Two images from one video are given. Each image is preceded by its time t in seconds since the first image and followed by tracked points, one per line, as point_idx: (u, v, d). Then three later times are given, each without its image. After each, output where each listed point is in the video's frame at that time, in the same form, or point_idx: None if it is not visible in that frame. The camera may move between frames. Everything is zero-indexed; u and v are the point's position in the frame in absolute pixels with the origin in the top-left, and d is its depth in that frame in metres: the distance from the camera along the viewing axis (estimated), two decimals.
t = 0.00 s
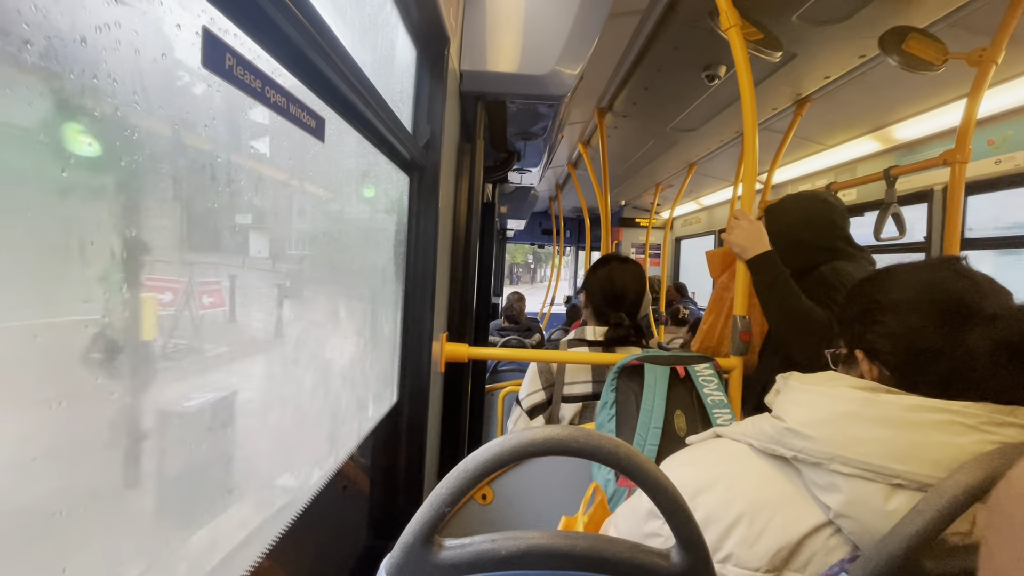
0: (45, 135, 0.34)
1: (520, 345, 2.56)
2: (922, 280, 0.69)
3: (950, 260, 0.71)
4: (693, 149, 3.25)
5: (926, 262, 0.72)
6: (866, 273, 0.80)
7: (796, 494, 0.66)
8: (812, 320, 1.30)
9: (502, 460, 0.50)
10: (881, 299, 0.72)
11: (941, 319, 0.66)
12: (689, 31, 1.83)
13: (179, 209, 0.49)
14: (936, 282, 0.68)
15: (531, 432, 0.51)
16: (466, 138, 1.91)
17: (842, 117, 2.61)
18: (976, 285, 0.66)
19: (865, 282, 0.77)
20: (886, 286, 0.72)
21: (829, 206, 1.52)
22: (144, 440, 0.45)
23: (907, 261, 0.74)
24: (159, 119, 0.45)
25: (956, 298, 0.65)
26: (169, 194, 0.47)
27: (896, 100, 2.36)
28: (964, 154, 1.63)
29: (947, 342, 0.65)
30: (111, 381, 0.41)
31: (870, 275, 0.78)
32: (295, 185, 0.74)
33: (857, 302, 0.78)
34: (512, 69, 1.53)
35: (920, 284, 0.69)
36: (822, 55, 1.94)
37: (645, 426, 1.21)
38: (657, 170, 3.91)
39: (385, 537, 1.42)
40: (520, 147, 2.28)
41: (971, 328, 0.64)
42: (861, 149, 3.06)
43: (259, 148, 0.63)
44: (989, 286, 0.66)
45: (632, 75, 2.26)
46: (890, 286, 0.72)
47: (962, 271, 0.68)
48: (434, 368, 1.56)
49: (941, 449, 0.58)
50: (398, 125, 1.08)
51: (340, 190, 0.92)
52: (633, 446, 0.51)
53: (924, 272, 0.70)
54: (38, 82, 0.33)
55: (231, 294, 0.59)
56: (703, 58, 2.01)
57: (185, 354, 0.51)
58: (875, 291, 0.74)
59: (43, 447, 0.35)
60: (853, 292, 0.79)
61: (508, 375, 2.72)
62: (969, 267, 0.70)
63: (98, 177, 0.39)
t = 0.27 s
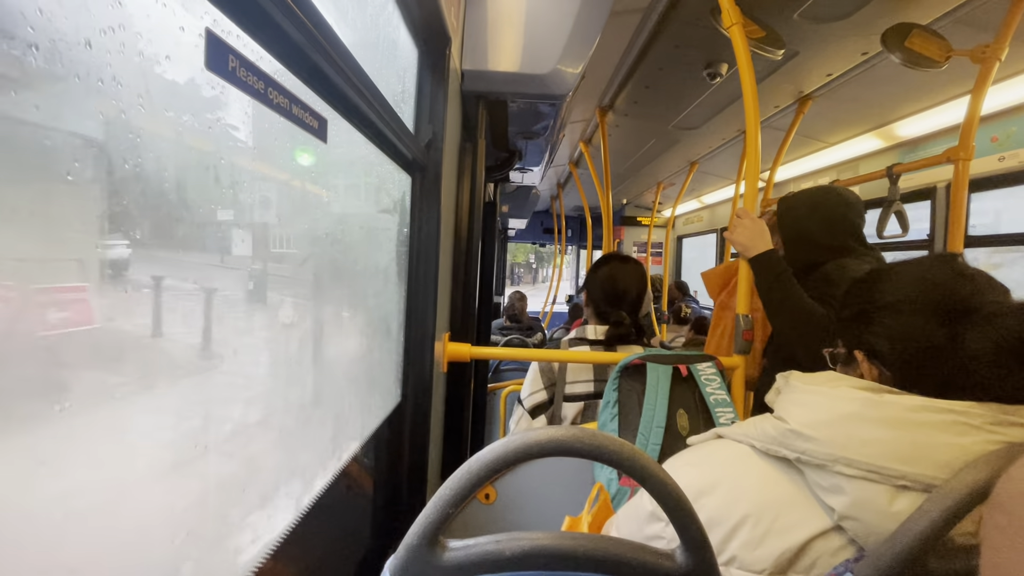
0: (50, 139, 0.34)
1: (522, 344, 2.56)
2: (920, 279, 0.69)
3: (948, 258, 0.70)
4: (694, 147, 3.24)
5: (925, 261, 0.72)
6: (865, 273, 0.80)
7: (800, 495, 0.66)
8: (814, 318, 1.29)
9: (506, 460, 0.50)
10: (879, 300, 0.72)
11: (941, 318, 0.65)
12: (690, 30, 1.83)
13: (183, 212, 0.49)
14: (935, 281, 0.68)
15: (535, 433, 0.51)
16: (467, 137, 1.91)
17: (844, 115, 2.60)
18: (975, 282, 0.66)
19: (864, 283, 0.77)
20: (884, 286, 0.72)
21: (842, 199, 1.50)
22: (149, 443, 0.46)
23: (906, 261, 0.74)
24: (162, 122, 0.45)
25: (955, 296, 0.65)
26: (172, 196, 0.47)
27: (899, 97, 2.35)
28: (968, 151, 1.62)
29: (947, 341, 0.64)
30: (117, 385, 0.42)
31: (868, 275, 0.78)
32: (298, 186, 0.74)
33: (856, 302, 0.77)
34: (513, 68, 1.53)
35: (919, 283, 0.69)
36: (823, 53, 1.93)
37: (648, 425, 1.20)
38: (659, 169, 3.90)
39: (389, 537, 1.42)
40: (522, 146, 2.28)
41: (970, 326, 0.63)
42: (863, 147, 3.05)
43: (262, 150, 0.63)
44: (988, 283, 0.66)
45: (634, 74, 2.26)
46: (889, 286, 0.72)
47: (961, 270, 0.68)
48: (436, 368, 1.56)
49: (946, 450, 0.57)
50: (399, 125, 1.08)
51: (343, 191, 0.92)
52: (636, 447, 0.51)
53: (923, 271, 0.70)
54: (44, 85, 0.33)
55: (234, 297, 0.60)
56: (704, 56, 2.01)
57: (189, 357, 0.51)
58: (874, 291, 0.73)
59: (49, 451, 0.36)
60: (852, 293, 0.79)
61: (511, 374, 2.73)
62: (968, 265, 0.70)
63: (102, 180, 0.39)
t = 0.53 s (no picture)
0: (47, 136, 0.34)
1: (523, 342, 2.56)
2: (922, 277, 0.69)
3: (950, 256, 0.70)
4: (696, 145, 3.23)
5: (926, 258, 0.71)
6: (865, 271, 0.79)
7: (802, 493, 0.66)
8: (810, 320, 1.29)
9: (508, 458, 0.50)
10: (881, 298, 0.72)
11: (943, 316, 0.65)
12: (692, 27, 1.82)
13: (183, 209, 0.49)
14: (937, 278, 0.67)
15: (536, 431, 0.51)
16: (468, 134, 1.91)
17: (847, 112, 2.59)
18: (977, 280, 0.65)
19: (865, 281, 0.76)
20: (885, 284, 0.72)
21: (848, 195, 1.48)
22: (150, 441, 0.45)
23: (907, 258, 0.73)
24: (160, 118, 0.45)
25: (957, 294, 0.65)
26: (172, 194, 0.47)
27: (902, 94, 2.34)
28: (971, 149, 1.61)
29: (950, 339, 0.64)
30: (117, 383, 0.41)
31: (869, 273, 0.77)
32: (298, 183, 0.74)
33: (857, 300, 0.77)
34: (514, 66, 1.53)
35: (921, 281, 0.68)
36: (826, 50, 1.92)
37: (649, 424, 1.20)
38: (660, 166, 3.90)
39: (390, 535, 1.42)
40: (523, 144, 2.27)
41: (974, 324, 0.63)
42: (865, 145, 3.05)
43: (263, 148, 0.63)
44: (990, 280, 0.65)
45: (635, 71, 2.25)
46: (890, 283, 0.71)
47: (963, 267, 0.67)
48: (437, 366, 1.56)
49: (948, 449, 0.57)
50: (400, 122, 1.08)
51: (343, 189, 0.91)
52: (638, 446, 0.51)
53: (925, 268, 0.69)
54: (40, 82, 0.33)
55: (234, 295, 0.59)
56: (706, 54, 2.00)
57: (190, 355, 0.51)
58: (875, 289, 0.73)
59: (49, 450, 0.35)
60: (853, 291, 0.79)
61: (511, 372, 2.73)
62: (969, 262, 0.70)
63: (102, 178, 0.39)
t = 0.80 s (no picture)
0: (43, 135, 0.34)
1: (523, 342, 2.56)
2: (915, 275, 0.69)
3: (943, 255, 0.70)
4: (695, 145, 3.23)
5: (920, 257, 0.71)
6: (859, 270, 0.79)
7: (802, 493, 0.66)
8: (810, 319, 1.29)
9: (507, 459, 0.50)
10: (876, 296, 0.72)
11: (937, 313, 0.65)
12: (691, 26, 1.82)
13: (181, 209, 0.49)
14: (931, 276, 0.67)
15: (536, 431, 0.51)
16: (467, 134, 1.91)
17: (846, 112, 2.59)
18: (970, 278, 0.65)
19: (859, 280, 0.77)
20: (880, 282, 0.72)
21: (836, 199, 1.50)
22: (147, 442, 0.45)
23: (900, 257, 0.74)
24: (157, 117, 0.45)
25: (950, 292, 0.65)
26: (169, 194, 0.47)
27: (901, 94, 2.34)
28: (970, 149, 1.61)
29: (945, 337, 0.64)
30: (115, 383, 0.41)
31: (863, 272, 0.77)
32: (297, 183, 0.74)
33: (851, 300, 0.77)
34: (513, 66, 1.53)
35: (915, 279, 0.68)
36: (826, 49, 1.92)
37: (648, 424, 1.20)
38: (659, 166, 3.90)
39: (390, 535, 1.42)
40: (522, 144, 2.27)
41: (967, 321, 0.63)
42: (864, 144, 3.05)
43: (261, 147, 0.63)
44: (982, 279, 0.66)
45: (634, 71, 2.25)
46: (884, 282, 0.72)
47: (956, 265, 0.68)
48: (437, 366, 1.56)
49: (947, 447, 0.57)
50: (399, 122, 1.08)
51: (343, 189, 0.91)
52: (638, 446, 0.51)
53: (918, 267, 0.70)
54: (35, 80, 0.33)
55: (232, 295, 0.59)
56: (705, 53, 2.00)
57: (188, 354, 0.51)
58: (870, 288, 0.73)
59: (46, 450, 0.35)
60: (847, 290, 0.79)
61: (511, 372, 2.73)
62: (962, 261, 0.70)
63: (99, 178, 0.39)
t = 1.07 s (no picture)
0: (44, 140, 0.34)
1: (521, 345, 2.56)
2: (914, 279, 0.69)
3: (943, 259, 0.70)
4: (694, 148, 3.24)
5: (919, 261, 0.72)
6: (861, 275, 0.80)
7: (800, 496, 0.66)
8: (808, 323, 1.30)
9: (506, 462, 0.50)
10: (875, 300, 0.72)
11: (935, 317, 0.66)
12: (689, 31, 1.83)
13: (181, 213, 0.49)
14: (929, 280, 0.68)
15: (536, 435, 0.51)
16: (466, 138, 1.91)
17: (844, 116, 2.61)
18: (968, 282, 0.65)
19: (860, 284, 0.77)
20: (879, 287, 0.72)
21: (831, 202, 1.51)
22: (146, 446, 0.45)
23: (900, 262, 0.74)
24: (157, 122, 0.45)
25: (947, 296, 0.65)
26: (170, 198, 0.47)
27: (899, 98, 2.35)
28: (967, 153, 1.62)
29: (942, 340, 0.64)
30: (115, 387, 0.41)
31: (864, 277, 0.78)
32: (296, 187, 0.74)
33: (852, 304, 0.78)
34: (512, 69, 1.53)
35: (913, 283, 0.69)
36: (823, 54, 1.93)
37: (647, 427, 1.20)
38: (658, 170, 3.91)
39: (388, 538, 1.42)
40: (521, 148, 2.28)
41: (964, 324, 0.63)
42: (862, 148, 3.06)
43: (261, 151, 0.63)
44: (981, 282, 0.65)
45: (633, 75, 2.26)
46: (883, 286, 0.72)
47: (954, 269, 0.68)
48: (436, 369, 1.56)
49: (944, 451, 0.57)
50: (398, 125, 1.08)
51: (342, 192, 0.91)
52: (638, 450, 0.51)
53: (917, 271, 0.70)
54: (36, 86, 0.33)
55: (232, 299, 0.59)
56: (704, 57, 2.01)
57: (188, 358, 0.51)
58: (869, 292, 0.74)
59: (46, 455, 0.35)
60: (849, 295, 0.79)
61: (510, 375, 2.72)
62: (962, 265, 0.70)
63: (100, 183, 0.39)
